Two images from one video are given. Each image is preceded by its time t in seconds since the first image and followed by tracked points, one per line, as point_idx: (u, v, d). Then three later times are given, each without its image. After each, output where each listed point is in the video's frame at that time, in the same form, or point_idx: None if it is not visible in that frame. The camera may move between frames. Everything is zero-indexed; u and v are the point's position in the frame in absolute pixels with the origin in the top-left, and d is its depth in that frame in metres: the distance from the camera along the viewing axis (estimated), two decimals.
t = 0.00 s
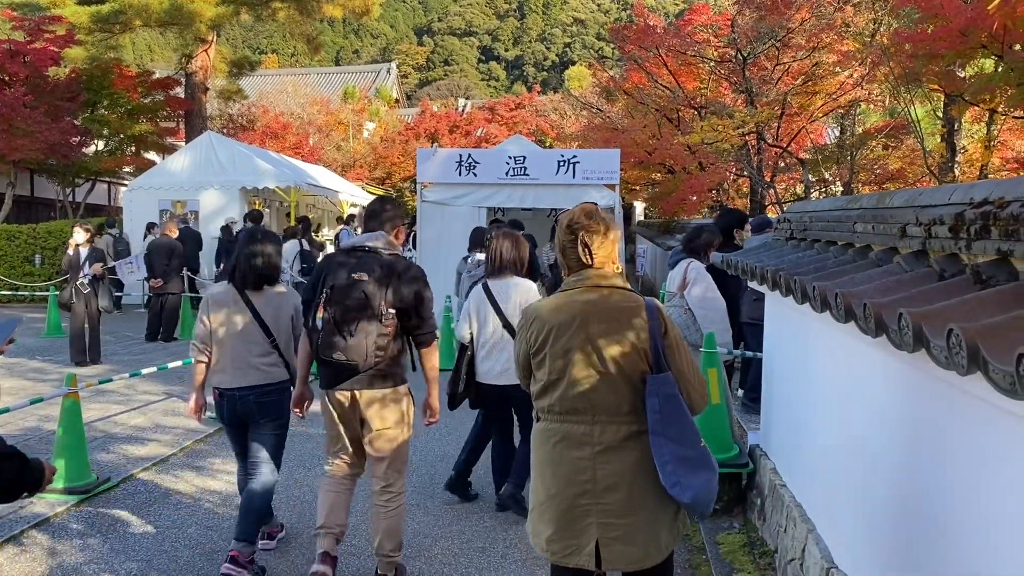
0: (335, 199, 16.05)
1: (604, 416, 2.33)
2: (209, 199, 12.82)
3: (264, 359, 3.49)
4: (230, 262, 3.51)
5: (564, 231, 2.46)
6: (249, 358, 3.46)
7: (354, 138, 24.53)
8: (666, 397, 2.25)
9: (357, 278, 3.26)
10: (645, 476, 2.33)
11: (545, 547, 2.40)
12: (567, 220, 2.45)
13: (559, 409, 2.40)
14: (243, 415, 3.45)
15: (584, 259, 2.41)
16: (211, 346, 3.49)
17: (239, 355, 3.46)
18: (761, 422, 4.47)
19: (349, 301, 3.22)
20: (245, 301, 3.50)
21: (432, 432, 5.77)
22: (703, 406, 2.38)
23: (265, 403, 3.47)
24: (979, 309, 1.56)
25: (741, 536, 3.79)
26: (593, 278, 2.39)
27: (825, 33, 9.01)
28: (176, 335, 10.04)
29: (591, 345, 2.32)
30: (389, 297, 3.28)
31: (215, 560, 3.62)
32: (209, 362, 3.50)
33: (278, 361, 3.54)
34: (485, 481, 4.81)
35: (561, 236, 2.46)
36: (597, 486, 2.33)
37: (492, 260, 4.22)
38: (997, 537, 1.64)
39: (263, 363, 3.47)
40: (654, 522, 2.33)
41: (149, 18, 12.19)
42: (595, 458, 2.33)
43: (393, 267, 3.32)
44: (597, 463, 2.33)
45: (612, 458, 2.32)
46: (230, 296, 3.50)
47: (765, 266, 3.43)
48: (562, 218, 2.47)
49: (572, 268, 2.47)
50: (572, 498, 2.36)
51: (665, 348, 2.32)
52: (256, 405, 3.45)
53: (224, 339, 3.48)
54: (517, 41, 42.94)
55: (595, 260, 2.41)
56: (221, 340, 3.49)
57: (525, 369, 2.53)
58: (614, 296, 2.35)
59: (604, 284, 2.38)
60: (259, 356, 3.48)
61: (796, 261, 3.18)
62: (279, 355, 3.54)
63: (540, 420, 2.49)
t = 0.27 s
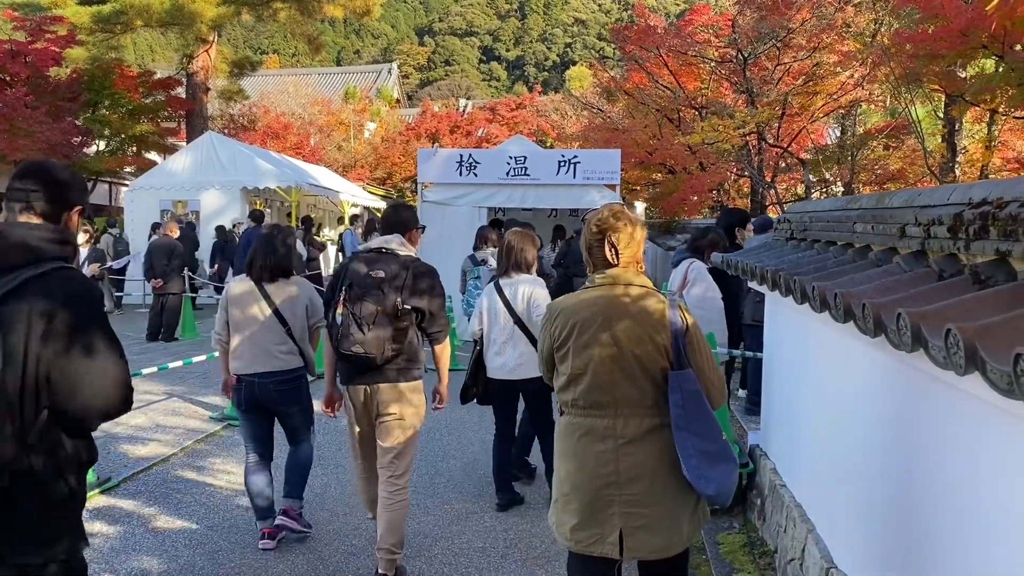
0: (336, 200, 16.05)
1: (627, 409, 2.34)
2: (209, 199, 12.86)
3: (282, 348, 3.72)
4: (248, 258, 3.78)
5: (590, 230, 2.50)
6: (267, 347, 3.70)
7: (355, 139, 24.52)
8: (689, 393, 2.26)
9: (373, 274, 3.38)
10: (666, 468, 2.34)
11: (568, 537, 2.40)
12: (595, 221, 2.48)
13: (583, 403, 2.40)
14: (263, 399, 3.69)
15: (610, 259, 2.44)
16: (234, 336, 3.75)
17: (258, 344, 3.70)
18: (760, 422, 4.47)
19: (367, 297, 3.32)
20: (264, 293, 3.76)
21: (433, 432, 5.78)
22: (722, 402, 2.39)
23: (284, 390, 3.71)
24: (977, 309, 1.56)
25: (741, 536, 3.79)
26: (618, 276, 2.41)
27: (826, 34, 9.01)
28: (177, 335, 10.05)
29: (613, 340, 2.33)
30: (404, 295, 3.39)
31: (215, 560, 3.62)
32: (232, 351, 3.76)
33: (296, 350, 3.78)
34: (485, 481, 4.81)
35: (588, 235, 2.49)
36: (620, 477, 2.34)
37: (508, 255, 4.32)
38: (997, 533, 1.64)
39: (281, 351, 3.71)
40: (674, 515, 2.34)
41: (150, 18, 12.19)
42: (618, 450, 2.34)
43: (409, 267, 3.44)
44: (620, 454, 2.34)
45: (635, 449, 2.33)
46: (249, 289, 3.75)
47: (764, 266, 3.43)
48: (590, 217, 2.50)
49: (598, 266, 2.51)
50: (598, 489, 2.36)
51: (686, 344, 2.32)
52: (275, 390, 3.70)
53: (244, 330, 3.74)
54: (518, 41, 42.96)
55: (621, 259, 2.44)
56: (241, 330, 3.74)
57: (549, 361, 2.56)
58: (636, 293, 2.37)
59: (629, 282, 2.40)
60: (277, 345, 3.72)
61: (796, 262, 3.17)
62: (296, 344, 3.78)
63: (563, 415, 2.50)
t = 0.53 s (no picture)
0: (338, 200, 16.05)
1: (647, 407, 2.38)
2: (212, 200, 13.03)
3: (304, 344, 3.92)
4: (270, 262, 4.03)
5: (613, 228, 2.52)
6: (291, 343, 3.90)
7: (357, 139, 24.53)
8: (710, 393, 2.31)
9: (380, 275, 3.47)
10: (687, 464, 2.37)
11: (590, 529, 2.42)
12: (618, 218, 2.50)
13: (605, 400, 2.43)
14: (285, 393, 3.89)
15: (635, 255, 2.46)
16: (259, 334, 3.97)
17: (280, 340, 3.90)
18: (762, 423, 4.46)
19: (377, 296, 3.43)
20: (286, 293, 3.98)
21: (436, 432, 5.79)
22: (741, 401, 2.45)
23: (308, 383, 3.91)
24: (978, 309, 1.56)
25: (743, 537, 3.79)
26: (642, 274, 2.44)
27: (827, 34, 9.00)
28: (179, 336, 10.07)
29: (637, 339, 2.36)
30: (413, 293, 3.51)
31: (217, 560, 3.63)
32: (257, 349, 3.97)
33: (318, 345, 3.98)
34: (487, 481, 4.81)
35: (612, 233, 2.51)
36: (642, 472, 2.36)
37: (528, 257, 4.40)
38: (995, 534, 1.64)
39: (302, 347, 3.90)
40: (694, 511, 2.36)
41: (152, 19, 12.23)
42: (639, 447, 2.37)
43: (415, 266, 3.53)
44: (642, 450, 2.37)
45: (657, 445, 2.37)
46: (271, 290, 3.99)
47: (766, 266, 3.43)
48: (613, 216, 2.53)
49: (622, 263, 2.53)
50: (620, 483, 2.39)
51: (706, 346, 2.37)
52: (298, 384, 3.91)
53: (267, 328, 3.95)
54: (520, 42, 42.96)
55: (646, 257, 2.46)
56: (265, 328, 3.95)
57: (570, 357, 2.60)
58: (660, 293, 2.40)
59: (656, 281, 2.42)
60: (298, 341, 3.92)
61: (797, 262, 3.17)
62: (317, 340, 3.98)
63: (584, 411, 2.53)
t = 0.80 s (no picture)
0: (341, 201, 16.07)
1: (661, 409, 2.38)
2: (216, 200, 13.04)
3: (324, 334, 4.20)
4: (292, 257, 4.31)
5: (628, 231, 2.53)
6: (312, 333, 4.18)
7: (361, 140, 24.58)
8: (723, 397, 2.31)
9: (391, 269, 3.73)
10: (700, 465, 2.38)
11: (603, 527, 2.44)
12: (633, 221, 2.52)
13: (618, 402, 2.44)
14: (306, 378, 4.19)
15: (650, 257, 2.48)
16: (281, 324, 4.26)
17: (302, 328, 4.18)
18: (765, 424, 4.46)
19: (388, 288, 3.68)
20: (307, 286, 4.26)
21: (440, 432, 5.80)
22: (752, 405, 2.45)
23: (329, 369, 4.20)
24: (981, 309, 1.56)
25: (746, 538, 3.78)
26: (656, 277, 2.44)
27: (831, 35, 8.99)
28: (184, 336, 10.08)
29: (651, 342, 2.36)
30: (422, 284, 3.74)
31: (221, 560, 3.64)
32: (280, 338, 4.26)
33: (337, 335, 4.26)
34: (491, 481, 4.81)
35: (627, 235, 2.53)
36: (655, 474, 2.38)
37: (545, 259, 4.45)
38: (996, 534, 1.65)
39: (323, 336, 4.18)
40: (706, 513, 2.38)
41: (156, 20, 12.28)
42: (653, 448, 2.38)
43: (422, 258, 3.78)
44: (655, 451, 2.38)
45: (670, 447, 2.38)
46: (294, 284, 4.27)
47: (769, 266, 3.43)
48: (628, 218, 2.54)
49: (636, 266, 2.53)
50: (635, 483, 2.40)
51: (720, 350, 2.37)
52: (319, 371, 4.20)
53: (289, 318, 4.23)
54: (523, 42, 42.97)
55: (660, 258, 2.48)
56: (288, 319, 4.23)
57: (582, 358, 2.59)
58: (675, 295, 2.40)
59: (671, 284, 2.42)
60: (320, 332, 4.20)
61: (801, 263, 3.16)
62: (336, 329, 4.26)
63: (597, 412, 2.54)
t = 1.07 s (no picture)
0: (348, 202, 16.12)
1: (671, 409, 2.39)
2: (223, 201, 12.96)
3: (343, 333, 4.29)
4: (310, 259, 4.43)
5: (635, 231, 2.53)
6: (331, 332, 4.27)
7: (367, 140, 24.62)
8: (735, 395, 2.31)
9: (417, 271, 3.88)
10: (711, 464, 2.39)
11: (614, 528, 2.44)
12: (640, 221, 2.52)
13: (628, 402, 2.43)
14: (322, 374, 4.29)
15: (657, 258, 2.49)
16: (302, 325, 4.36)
17: (322, 327, 4.28)
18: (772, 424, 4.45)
19: (414, 290, 3.83)
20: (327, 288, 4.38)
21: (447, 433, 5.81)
22: (761, 403, 2.47)
23: (348, 367, 4.28)
24: (988, 309, 1.56)
25: (753, 538, 3.78)
26: (665, 278, 2.44)
27: (837, 34, 8.97)
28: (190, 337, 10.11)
29: (661, 342, 2.37)
30: (446, 287, 3.90)
31: (229, 560, 3.65)
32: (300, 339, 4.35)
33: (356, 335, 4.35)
34: (497, 481, 4.83)
35: (634, 237, 2.53)
36: (666, 474, 2.38)
37: (552, 261, 4.50)
38: (1000, 535, 1.66)
39: (342, 336, 4.27)
40: (717, 511, 2.39)
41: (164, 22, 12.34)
42: (664, 448, 2.38)
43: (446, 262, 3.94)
44: (666, 451, 2.38)
45: (681, 447, 2.38)
46: (314, 286, 4.39)
47: (776, 266, 3.42)
48: (633, 220, 2.55)
49: (643, 267, 2.54)
50: (646, 483, 2.40)
51: (730, 347, 2.38)
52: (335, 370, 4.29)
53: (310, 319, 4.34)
54: (529, 43, 42.99)
55: (668, 259, 2.49)
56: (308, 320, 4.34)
57: (590, 362, 2.59)
58: (685, 297, 2.41)
59: (680, 285, 2.43)
60: (340, 331, 4.29)
61: (807, 263, 3.16)
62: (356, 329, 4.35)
63: (605, 414, 2.53)
